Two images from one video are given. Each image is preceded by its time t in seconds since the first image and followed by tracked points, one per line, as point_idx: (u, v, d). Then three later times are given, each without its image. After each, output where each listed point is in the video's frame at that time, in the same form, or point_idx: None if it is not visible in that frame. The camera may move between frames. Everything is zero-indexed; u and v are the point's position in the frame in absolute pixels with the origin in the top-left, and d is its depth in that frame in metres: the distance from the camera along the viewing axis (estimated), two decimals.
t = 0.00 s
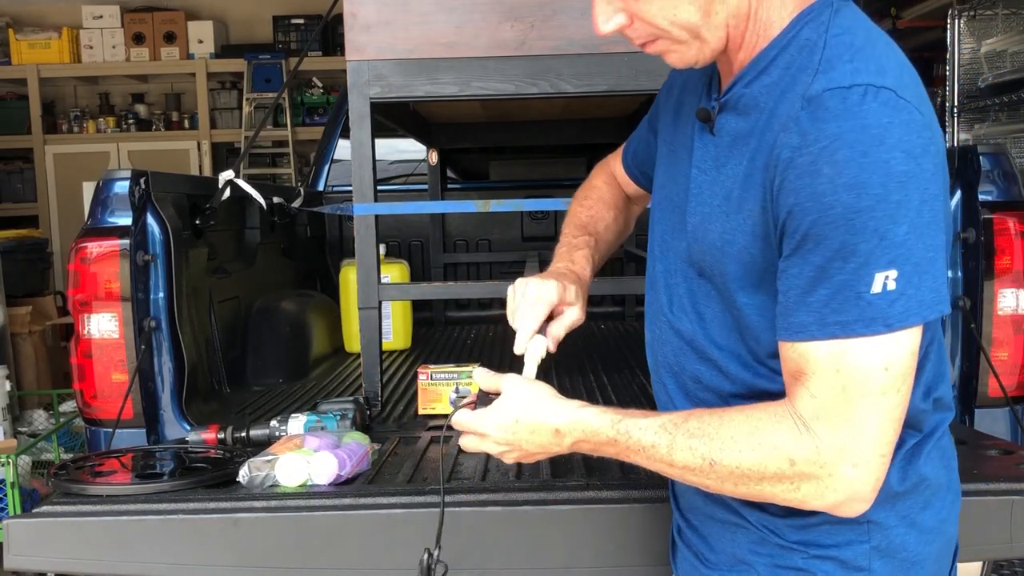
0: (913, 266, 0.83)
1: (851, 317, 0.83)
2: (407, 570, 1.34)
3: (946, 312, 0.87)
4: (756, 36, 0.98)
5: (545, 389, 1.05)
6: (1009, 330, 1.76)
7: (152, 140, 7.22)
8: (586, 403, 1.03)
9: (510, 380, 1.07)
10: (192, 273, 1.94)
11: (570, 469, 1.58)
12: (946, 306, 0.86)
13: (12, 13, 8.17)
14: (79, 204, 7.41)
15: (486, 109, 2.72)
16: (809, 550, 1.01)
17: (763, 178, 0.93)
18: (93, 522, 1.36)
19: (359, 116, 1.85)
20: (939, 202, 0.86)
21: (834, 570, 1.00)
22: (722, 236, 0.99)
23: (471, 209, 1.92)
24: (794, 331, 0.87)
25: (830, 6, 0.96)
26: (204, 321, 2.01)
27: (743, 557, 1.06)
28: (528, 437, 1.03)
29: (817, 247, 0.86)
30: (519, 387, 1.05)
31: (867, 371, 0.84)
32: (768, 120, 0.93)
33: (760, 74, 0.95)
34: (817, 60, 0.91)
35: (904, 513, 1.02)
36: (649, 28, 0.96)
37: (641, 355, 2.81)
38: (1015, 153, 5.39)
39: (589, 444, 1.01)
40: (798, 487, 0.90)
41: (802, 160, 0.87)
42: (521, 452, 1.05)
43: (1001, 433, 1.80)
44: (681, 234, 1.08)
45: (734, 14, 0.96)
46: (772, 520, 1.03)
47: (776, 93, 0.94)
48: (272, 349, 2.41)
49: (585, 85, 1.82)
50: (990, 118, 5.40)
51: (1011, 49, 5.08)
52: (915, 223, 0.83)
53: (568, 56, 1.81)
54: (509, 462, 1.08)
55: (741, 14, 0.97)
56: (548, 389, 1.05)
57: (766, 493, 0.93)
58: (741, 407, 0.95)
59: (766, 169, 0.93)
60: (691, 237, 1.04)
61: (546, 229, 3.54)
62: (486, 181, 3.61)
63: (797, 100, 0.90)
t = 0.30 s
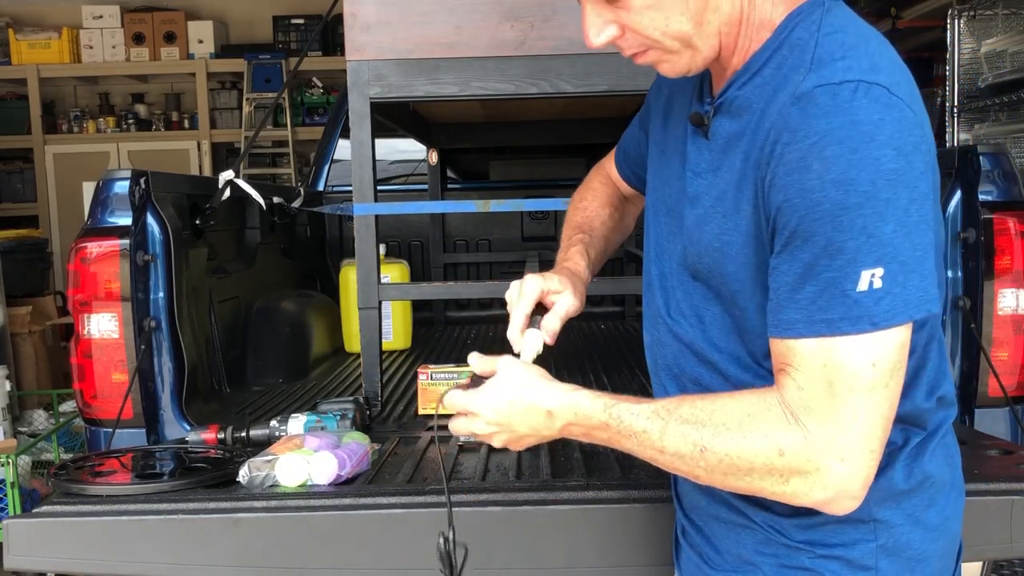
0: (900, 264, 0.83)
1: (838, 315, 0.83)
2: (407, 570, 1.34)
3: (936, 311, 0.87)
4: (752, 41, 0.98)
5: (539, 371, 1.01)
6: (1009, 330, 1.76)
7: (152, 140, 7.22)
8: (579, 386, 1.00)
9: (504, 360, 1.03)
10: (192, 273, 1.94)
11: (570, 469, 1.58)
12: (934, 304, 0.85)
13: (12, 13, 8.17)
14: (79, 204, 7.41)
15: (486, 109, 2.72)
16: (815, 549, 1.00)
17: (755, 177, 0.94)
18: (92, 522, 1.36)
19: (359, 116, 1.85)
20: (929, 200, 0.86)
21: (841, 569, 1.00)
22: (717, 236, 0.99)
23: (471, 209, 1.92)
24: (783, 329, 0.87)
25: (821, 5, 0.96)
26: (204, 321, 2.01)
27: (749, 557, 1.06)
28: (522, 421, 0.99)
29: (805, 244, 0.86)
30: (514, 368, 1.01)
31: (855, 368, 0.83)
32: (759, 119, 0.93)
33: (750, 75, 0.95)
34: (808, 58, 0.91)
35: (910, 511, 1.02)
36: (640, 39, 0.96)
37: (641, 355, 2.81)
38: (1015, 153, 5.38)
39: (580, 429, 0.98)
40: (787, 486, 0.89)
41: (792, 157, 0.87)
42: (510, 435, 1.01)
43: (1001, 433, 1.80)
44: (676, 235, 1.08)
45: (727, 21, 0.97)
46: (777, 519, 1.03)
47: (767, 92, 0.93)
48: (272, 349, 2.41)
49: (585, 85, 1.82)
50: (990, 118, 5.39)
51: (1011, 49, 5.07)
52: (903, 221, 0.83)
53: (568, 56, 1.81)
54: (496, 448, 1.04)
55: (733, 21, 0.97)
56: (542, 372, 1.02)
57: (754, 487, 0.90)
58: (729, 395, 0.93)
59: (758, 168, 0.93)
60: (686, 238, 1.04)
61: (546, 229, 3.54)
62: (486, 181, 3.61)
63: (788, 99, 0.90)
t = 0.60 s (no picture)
0: (885, 260, 0.83)
1: (817, 307, 0.83)
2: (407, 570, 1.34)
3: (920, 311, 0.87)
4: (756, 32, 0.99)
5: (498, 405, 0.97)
6: (1009, 330, 1.76)
7: (152, 140, 7.22)
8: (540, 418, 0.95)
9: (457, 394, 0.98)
10: (192, 272, 1.94)
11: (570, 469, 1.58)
12: (918, 304, 0.85)
13: (12, 13, 8.17)
14: (79, 205, 7.41)
15: (486, 109, 2.72)
16: (808, 550, 1.01)
17: (749, 170, 0.94)
18: (92, 522, 1.36)
19: (359, 116, 1.85)
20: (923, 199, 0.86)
21: (833, 570, 1.00)
22: (712, 229, 0.99)
23: (470, 209, 1.92)
24: (760, 318, 0.86)
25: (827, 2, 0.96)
26: (204, 321, 2.01)
27: (743, 557, 1.06)
28: (483, 459, 0.94)
29: (790, 236, 0.86)
30: (469, 401, 0.96)
31: (824, 360, 0.83)
32: (758, 111, 0.94)
33: (754, 67, 0.96)
34: (810, 52, 0.92)
35: (904, 512, 1.02)
36: (644, 24, 0.96)
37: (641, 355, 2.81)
38: (1016, 153, 5.39)
39: (543, 462, 0.94)
40: (747, 484, 0.87)
41: (787, 147, 0.87)
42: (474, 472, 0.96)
43: (1001, 433, 1.80)
44: (674, 227, 1.08)
45: (731, 11, 0.97)
46: (769, 520, 1.03)
47: (768, 84, 0.94)
48: (273, 349, 2.40)
49: (585, 85, 1.82)
50: (991, 118, 5.39)
51: (1011, 49, 5.06)
52: (892, 218, 0.83)
53: (567, 56, 1.81)
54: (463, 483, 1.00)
55: (737, 11, 0.98)
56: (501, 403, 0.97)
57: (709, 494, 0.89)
58: (685, 412, 0.92)
59: (753, 160, 0.93)
60: (682, 230, 1.04)
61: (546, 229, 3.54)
62: (486, 181, 3.61)
63: (788, 92, 0.90)
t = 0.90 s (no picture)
0: (869, 275, 0.84)
1: (789, 310, 0.86)
2: (406, 569, 1.35)
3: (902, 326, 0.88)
4: (773, 27, 0.99)
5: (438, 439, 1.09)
6: (1009, 330, 1.75)
7: (152, 140, 7.22)
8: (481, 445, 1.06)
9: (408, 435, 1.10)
10: (192, 273, 1.94)
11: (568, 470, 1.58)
12: (898, 319, 0.87)
13: (12, 13, 8.17)
14: (79, 204, 7.41)
15: (486, 108, 2.73)
16: (799, 552, 1.00)
17: (750, 167, 0.93)
18: (92, 522, 1.36)
19: (359, 116, 1.85)
20: (922, 216, 0.86)
21: (823, 572, 1.00)
22: (708, 221, 0.99)
23: (471, 209, 1.92)
24: (731, 309, 0.89)
25: (852, 6, 0.95)
26: (204, 321, 2.01)
27: (732, 558, 1.06)
28: (434, 487, 1.06)
29: (779, 239, 0.87)
30: (421, 441, 1.09)
31: (780, 364, 0.87)
32: (768, 111, 0.93)
33: (774, 66, 0.95)
34: (829, 57, 0.91)
35: (896, 518, 1.02)
36: None
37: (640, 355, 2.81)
38: (1016, 153, 5.39)
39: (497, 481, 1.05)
40: (691, 471, 0.95)
41: (791, 152, 0.87)
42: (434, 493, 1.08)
43: (1001, 433, 1.80)
44: (675, 216, 1.07)
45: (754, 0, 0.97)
46: (763, 520, 1.03)
47: (783, 85, 0.93)
48: (273, 349, 2.41)
49: (585, 85, 1.82)
50: (991, 118, 5.39)
51: (1011, 49, 5.06)
52: (884, 233, 0.84)
53: (567, 56, 1.81)
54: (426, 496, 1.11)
55: (761, 2, 0.98)
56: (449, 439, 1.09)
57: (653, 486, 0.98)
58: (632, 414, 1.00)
59: (756, 157, 0.92)
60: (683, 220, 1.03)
61: (546, 229, 3.54)
62: (486, 181, 3.61)
63: (802, 97, 0.90)
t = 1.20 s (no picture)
0: (870, 268, 0.84)
1: (790, 302, 0.86)
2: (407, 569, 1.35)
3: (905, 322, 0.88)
4: (780, 24, 0.98)
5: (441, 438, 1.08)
6: (1010, 330, 1.75)
7: (152, 140, 7.22)
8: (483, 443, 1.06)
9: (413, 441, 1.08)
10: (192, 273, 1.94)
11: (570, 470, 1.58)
12: (900, 314, 0.86)
13: (12, 13, 8.16)
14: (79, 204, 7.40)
15: (486, 108, 2.73)
16: (806, 552, 1.00)
17: (754, 162, 0.93)
18: (91, 522, 1.36)
19: (359, 116, 1.85)
20: (926, 210, 0.86)
21: (830, 572, 1.00)
22: (713, 217, 0.99)
23: (470, 209, 1.92)
24: (733, 303, 0.89)
25: (858, 4, 0.95)
26: (204, 321, 2.01)
27: (739, 557, 1.05)
28: (447, 488, 1.06)
29: (780, 232, 0.87)
30: (426, 445, 1.07)
31: (781, 357, 0.87)
32: (772, 106, 0.93)
33: (780, 62, 0.95)
34: (833, 52, 0.91)
35: (903, 518, 1.01)
36: None
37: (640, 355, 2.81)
38: (1015, 153, 5.39)
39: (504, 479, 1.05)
40: (692, 464, 0.95)
41: (793, 144, 0.87)
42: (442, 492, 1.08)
43: (1001, 433, 1.80)
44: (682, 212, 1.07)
45: None
46: (770, 519, 1.02)
47: (788, 81, 0.93)
48: (273, 349, 2.40)
49: (585, 85, 1.82)
50: (990, 118, 5.38)
51: (1011, 49, 5.05)
52: (886, 226, 0.84)
53: (567, 56, 1.81)
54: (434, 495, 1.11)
55: None
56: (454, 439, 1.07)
57: (657, 481, 0.98)
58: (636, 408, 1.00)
59: (759, 151, 0.92)
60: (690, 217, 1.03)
61: (546, 229, 3.54)
62: (486, 181, 3.61)
63: (805, 91, 0.90)
